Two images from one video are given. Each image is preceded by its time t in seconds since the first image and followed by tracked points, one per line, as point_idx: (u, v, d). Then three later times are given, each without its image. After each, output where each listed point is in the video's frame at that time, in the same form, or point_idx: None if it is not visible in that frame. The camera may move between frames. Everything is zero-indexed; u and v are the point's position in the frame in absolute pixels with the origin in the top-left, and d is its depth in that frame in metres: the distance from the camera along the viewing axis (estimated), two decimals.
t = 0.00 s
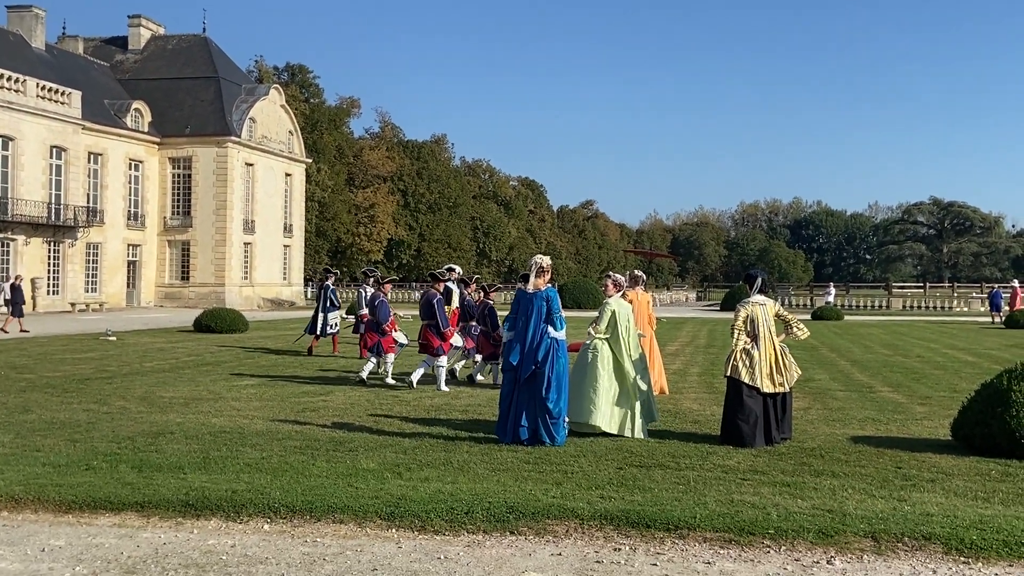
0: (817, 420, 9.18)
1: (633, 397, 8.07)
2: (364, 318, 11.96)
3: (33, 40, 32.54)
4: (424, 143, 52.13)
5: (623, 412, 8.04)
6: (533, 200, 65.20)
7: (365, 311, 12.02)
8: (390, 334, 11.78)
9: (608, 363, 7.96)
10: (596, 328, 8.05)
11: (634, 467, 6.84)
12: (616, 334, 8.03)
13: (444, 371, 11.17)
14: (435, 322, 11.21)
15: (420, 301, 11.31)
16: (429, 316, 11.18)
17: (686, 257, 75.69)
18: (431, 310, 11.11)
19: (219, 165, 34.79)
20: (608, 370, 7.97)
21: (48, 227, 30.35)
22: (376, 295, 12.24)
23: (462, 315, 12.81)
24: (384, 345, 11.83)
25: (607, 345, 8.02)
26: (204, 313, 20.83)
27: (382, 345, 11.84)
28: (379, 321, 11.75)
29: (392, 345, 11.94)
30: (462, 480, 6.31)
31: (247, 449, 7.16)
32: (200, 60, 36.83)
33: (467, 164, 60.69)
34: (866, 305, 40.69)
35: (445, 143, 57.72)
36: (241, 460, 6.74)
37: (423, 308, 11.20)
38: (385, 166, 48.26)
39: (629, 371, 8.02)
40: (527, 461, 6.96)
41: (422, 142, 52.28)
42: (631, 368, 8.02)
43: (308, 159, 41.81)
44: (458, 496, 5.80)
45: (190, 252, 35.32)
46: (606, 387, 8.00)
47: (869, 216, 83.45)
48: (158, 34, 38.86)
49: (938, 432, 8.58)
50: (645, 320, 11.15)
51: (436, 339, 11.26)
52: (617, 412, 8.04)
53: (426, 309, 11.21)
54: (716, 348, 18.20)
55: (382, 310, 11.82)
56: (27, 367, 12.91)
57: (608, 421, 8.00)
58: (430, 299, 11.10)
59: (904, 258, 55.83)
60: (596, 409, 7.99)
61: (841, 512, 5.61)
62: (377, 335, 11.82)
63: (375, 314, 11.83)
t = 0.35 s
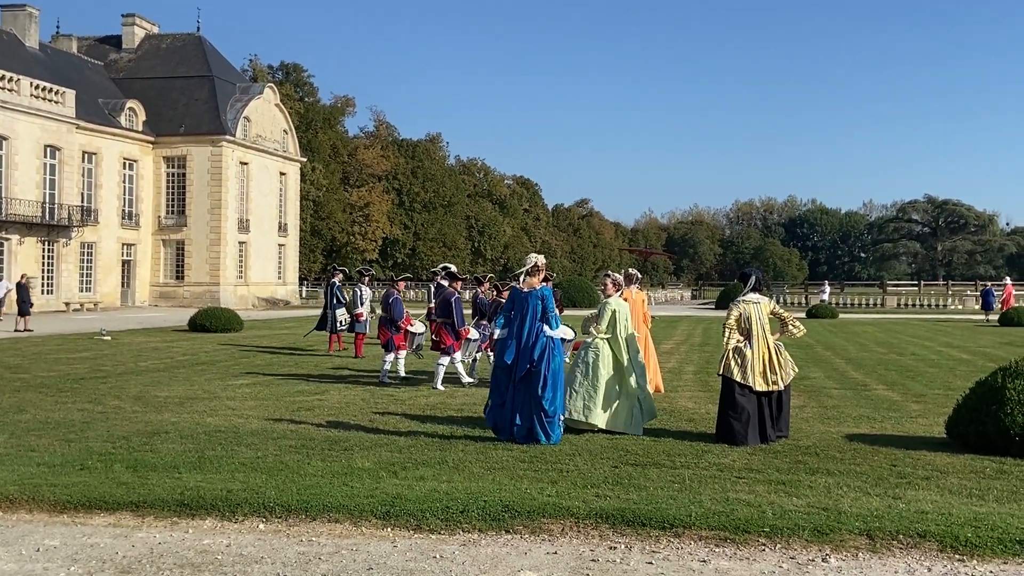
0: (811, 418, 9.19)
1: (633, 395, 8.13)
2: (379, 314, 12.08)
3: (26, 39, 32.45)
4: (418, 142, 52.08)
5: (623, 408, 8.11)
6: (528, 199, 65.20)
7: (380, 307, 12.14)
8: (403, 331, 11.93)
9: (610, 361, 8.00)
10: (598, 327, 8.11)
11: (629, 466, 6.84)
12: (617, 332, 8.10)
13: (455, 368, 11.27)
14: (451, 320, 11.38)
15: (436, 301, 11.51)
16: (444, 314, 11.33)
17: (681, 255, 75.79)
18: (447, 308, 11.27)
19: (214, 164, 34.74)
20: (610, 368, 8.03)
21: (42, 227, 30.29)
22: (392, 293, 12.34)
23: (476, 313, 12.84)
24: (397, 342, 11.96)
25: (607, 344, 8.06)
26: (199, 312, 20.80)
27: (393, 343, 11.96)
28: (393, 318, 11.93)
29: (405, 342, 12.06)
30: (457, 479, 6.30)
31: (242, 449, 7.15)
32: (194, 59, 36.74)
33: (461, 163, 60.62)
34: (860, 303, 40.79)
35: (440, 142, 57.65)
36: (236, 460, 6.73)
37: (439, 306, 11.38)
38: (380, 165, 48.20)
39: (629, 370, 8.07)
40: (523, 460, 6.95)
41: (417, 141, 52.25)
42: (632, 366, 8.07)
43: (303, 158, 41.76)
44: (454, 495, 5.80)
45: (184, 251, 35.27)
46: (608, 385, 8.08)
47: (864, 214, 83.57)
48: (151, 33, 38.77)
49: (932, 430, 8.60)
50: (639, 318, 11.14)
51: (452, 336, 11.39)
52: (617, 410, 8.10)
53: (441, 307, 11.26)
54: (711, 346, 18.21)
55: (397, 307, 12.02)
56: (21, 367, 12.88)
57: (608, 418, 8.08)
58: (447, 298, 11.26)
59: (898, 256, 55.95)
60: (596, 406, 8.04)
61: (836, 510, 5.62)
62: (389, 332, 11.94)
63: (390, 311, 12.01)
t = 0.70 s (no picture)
0: (804, 419, 9.21)
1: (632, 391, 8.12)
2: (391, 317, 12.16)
3: (18, 40, 32.36)
4: (411, 143, 52.08)
5: (622, 406, 8.11)
6: (521, 201, 65.24)
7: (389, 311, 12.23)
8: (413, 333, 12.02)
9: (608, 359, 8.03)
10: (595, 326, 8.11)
11: (623, 467, 6.84)
12: (613, 330, 8.14)
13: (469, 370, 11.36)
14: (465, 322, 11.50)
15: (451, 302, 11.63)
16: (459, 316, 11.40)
17: (674, 256, 75.92)
18: (460, 309, 11.34)
19: (206, 165, 34.69)
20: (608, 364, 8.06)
21: (34, 228, 30.22)
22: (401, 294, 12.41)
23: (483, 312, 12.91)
24: (409, 344, 12.06)
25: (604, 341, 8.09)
26: (192, 314, 20.76)
27: (405, 344, 12.08)
28: (404, 320, 12.02)
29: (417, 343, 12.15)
30: (451, 480, 6.30)
31: (234, 450, 7.14)
32: (186, 60, 36.68)
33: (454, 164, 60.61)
34: (853, 304, 40.87)
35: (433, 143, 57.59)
36: (229, 461, 6.72)
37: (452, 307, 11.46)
38: (373, 166, 48.13)
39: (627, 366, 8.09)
40: (516, 461, 6.96)
41: (410, 142, 52.22)
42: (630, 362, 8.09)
43: (295, 159, 41.69)
44: (447, 496, 5.81)
45: (177, 253, 35.21)
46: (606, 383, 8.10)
47: (856, 215, 83.78)
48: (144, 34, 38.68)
49: (925, 430, 8.63)
50: (633, 318, 11.15)
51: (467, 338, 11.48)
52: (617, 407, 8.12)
53: (455, 308, 11.36)
54: (704, 347, 18.21)
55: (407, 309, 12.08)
56: (12, 369, 12.83)
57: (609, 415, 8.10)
58: (459, 299, 11.28)
59: (891, 257, 56.12)
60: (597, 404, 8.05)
61: (829, 510, 5.64)
62: (401, 334, 12.04)
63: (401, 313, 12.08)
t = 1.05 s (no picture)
0: (790, 420, 9.23)
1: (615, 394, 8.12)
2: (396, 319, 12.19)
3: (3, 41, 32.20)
4: (399, 144, 52.03)
5: (604, 408, 8.12)
6: (508, 202, 65.25)
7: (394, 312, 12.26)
8: (419, 336, 12.08)
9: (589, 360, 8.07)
10: (579, 327, 8.16)
11: (610, 468, 6.85)
12: (595, 332, 8.16)
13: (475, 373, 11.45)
14: (472, 324, 11.68)
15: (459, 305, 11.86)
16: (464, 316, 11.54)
17: (661, 258, 76.11)
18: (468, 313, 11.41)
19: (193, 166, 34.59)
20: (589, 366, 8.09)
21: (19, 229, 30.05)
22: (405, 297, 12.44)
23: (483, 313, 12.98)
24: (415, 347, 12.13)
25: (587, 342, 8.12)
26: (177, 315, 20.68)
27: (411, 345, 12.15)
28: (409, 323, 12.06)
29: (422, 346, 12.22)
30: (438, 482, 6.30)
31: (221, 452, 7.12)
32: (173, 61, 36.55)
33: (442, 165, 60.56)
34: (838, 306, 41.04)
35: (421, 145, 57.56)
36: (215, 464, 6.70)
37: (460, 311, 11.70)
38: (360, 167, 48.06)
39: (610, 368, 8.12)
40: (503, 463, 6.96)
41: (397, 144, 52.16)
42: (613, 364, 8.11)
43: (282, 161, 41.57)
44: (434, 497, 5.80)
45: (163, 254, 35.07)
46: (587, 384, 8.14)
47: (842, 217, 84.16)
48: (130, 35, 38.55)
49: (911, 432, 8.67)
50: (619, 320, 11.18)
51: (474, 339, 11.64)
52: (598, 409, 8.14)
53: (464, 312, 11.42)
54: (690, 349, 18.24)
55: (413, 312, 12.12)
56: None
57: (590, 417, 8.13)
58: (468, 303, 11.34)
59: (876, 259, 56.55)
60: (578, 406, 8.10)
61: (815, 511, 5.65)
62: (408, 337, 12.10)
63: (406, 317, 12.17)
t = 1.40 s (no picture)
0: (771, 424, 9.28)
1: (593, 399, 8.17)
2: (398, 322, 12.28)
3: None
4: (381, 148, 51.96)
5: (581, 414, 8.19)
6: (491, 206, 65.27)
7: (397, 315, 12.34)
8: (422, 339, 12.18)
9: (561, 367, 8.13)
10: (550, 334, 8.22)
11: (592, 472, 6.88)
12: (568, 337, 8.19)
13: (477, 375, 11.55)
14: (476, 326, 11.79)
15: (461, 307, 11.96)
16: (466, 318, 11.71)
17: (643, 262, 76.39)
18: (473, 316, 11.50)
19: (174, 169, 34.44)
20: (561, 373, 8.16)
21: None
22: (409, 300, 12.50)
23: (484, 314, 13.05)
24: (417, 350, 12.24)
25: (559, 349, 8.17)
26: (158, 320, 20.57)
27: (413, 349, 12.26)
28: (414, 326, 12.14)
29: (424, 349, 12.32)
30: (419, 487, 6.30)
31: (201, 458, 7.08)
32: (154, 64, 36.40)
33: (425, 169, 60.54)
34: (819, 309, 41.27)
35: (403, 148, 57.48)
36: (195, 469, 6.67)
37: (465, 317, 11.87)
38: (342, 171, 47.93)
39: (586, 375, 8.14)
40: (485, 467, 6.97)
41: (380, 147, 52.08)
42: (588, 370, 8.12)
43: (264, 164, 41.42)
44: (416, 502, 5.80)
45: (143, 258, 34.88)
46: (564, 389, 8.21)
47: (823, 222, 84.64)
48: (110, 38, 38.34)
49: (890, 435, 8.73)
50: (601, 324, 11.19)
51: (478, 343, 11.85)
52: (572, 416, 8.20)
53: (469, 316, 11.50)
54: (673, 352, 18.31)
55: (417, 316, 12.21)
56: None
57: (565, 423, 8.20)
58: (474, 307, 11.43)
59: (856, 263, 57.00)
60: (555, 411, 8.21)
61: (794, 514, 5.69)
62: (411, 340, 12.20)
63: (412, 319, 12.28)
